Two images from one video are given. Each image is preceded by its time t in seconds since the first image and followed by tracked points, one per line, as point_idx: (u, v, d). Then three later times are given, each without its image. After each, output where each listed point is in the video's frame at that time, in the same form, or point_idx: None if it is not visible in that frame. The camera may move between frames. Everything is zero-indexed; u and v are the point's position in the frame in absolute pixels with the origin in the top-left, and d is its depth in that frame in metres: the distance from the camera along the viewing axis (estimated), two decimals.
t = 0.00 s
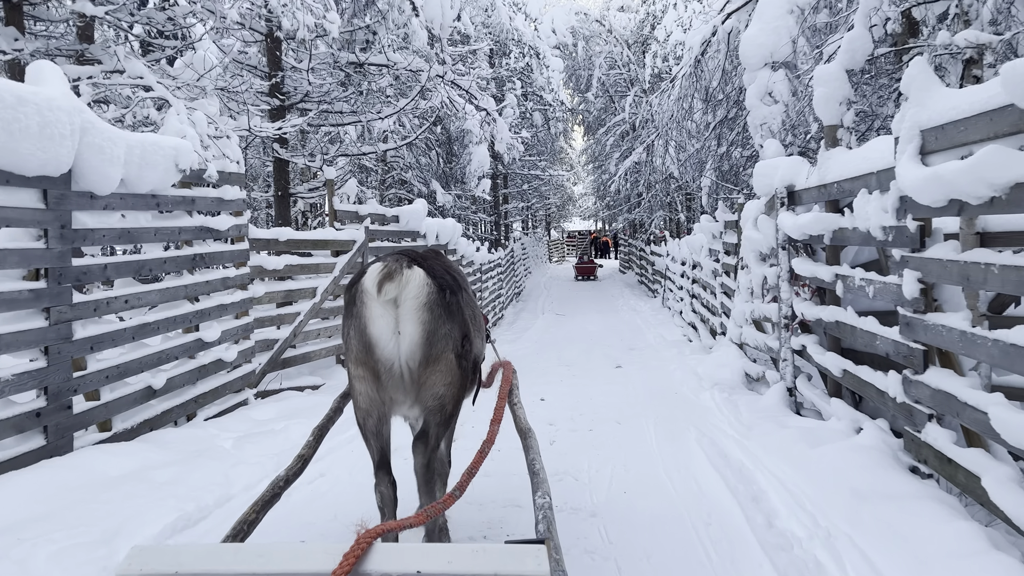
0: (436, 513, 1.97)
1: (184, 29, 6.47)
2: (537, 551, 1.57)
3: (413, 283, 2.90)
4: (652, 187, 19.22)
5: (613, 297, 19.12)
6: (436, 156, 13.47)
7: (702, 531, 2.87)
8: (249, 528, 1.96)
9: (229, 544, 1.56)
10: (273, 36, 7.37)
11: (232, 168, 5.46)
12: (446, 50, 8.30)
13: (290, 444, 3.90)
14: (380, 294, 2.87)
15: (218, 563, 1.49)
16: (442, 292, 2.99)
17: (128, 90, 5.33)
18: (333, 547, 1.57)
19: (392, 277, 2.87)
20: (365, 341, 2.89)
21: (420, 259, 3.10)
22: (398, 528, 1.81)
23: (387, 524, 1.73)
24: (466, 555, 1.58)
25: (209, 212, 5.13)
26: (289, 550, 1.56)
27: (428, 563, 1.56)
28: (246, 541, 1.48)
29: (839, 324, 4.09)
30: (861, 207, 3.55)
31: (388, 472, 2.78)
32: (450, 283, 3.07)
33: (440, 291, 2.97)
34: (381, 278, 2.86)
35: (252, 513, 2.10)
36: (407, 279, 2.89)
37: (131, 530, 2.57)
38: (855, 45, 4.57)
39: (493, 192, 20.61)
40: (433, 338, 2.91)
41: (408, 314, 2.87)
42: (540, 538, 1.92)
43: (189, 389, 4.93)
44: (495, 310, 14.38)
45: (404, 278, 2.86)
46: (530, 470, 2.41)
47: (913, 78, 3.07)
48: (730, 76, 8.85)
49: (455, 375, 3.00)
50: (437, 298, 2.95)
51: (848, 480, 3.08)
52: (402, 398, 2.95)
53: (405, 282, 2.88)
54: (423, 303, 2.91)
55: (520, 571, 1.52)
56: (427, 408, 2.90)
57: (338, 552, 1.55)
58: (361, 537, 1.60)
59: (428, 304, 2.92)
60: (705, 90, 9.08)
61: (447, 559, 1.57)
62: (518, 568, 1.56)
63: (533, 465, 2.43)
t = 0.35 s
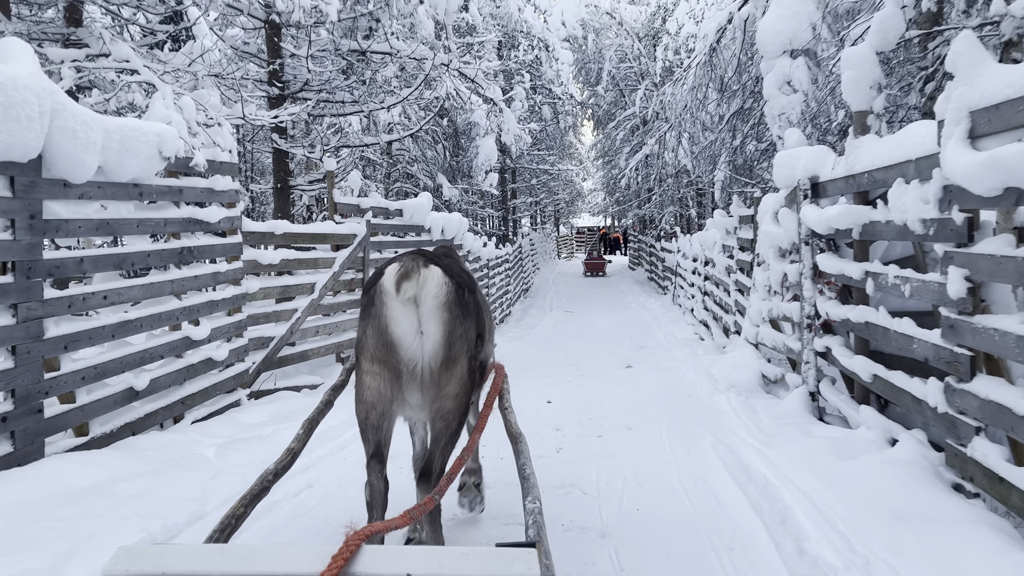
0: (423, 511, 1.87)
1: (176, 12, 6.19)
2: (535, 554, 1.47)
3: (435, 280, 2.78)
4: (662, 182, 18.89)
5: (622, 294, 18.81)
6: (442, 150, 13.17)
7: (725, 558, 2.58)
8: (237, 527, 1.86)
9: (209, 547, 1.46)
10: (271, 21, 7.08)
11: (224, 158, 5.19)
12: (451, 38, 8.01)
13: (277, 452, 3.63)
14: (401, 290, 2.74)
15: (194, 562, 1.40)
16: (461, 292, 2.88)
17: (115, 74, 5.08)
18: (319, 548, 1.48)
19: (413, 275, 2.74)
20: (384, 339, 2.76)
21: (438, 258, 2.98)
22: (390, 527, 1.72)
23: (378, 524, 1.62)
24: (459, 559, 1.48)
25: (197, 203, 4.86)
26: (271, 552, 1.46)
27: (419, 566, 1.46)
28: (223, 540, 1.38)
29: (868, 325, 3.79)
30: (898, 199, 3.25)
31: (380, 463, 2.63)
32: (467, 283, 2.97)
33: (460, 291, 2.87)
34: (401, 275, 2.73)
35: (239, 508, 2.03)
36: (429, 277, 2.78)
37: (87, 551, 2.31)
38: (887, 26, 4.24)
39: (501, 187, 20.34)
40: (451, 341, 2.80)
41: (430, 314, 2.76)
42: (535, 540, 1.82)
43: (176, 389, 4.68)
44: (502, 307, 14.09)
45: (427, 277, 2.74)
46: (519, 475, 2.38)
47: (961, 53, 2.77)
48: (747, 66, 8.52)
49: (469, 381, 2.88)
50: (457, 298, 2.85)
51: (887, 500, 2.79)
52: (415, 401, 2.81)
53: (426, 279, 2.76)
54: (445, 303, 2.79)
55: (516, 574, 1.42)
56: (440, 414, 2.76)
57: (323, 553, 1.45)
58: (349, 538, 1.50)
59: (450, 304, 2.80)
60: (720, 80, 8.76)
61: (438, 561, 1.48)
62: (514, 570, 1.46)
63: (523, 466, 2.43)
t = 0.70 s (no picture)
0: (452, 510, 1.87)
1: None
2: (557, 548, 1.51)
3: (425, 271, 2.88)
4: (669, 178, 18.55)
5: (628, 291, 18.50)
6: (443, 144, 12.89)
7: None
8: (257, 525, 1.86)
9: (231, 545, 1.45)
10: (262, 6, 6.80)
11: (207, 147, 4.91)
12: (451, 25, 7.74)
13: (254, 464, 3.36)
14: (390, 283, 2.87)
15: (213, 561, 1.39)
16: (456, 282, 2.92)
17: (93, 58, 4.80)
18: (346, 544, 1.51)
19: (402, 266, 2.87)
20: (380, 331, 2.88)
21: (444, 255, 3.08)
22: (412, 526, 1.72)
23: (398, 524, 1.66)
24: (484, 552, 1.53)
25: (177, 195, 4.58)
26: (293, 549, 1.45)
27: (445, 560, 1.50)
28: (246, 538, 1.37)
29: (895, 328, 3.51)
30: (933, 188, 2.95)
31: (392, 446, 2.77)
32: (468, 276, 3.00)
33: (453, 280, 2.91)
34: (389, 267, 2.88)
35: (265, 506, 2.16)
36: (418, 268, 2.88)
37: None
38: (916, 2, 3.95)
39: (504, 182, 20.03)
40: (443, 329, 2.82)
41: (418, 303, 2.82)
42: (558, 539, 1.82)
43: (154, 392, 4.41)
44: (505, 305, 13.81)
45: (414, 267, 2.86)
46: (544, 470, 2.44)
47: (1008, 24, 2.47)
48: (757, 55, 8.22)
49: (469, 372, 2.84)
50: (450, 287, 2.88)
51: (926, 525, 2.50)
52: (414, 392, 2.86)
53: (415, 270, 2.87)
54: (435, 292, 2.85)
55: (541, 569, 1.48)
56: (434, 400, 2.73)
57: (346, 552, 1.44)
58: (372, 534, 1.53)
59: (440, 292, 2.85)
60: (730, 70, 8.45)
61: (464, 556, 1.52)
62: (538, 570, 1.47)
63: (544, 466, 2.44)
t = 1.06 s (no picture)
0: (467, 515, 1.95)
1: None
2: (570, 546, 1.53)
3: (424, 275, 2.74)
4: (673, 171, 18.23)
5: (631, 287, 18.18)
6: (441, 136, 12.56)
7: None
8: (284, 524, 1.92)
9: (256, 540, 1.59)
10: None
11: (182, 135, 4.60)
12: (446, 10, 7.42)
13: (221, 481, 3.06)
14: (388, 285, 2.75)
15: (242, 557, 1.51)
16: (456, 287, 2.76)
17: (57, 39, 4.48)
18: (362, 543, 1.59)
19: (403, 269, 2.76)
20: (375, 335, 2.73)
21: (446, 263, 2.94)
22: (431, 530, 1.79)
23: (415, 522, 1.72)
24: (496, 553, 1.55)
25: (148, 186, 4.27)
26: (311, 545, 1.58)
27: (459, 559, 1.55)
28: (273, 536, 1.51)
29: (926, 329, 3.19)
30: (974, 175, 2.64)
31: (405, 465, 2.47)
32: (469, 282, 2.84)
33: (453, 285, 2.75)
34: (389, 272, 2.76)
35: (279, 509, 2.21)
36: (418, 272, 2.75)
37: None
38: None
39: (504, 176, 19.70)
40: (439, 332, 2.63)
41: (415, 306, 2.67)
42: (572, 536, 1.85)
43: (123, 397, 4.10)
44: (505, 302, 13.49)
45: (414, 270, 2.73)
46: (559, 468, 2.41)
47: None
48: (766, 41, 7.89)
49: (466, 376, 2.64)
50: (449, 292, 2.73)
51: (970, 556, 2.18)
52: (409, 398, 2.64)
53: (416, 274, 2.74)
54: (432, 296, 2.69)
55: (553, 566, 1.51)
56: (428, 402, 2.53)
57: (368, 548, 1.55)
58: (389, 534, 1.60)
59: (438, 297, 2.69)
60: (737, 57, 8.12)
61: (477, 555, 1.56)
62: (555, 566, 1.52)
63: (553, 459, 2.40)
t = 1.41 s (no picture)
0: (458, 516, 1.99)
1: None
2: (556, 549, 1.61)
3: (432, 277, 2.59)
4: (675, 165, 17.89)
5: (632, 282, 17.87)
6: (437, 128, 12.22)
7: None
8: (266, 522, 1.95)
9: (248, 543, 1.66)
10: None
11: (151, 122, 4.26)
12: None
13: (178, 504, 2.74)
14: (397, 291, 2.56)
15: (231, 558, 1.59)
16: (461, 285, 2.70)
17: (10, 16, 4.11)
18: (354, 544, 1.66)
19: (409, 272, 2.56)
20: (384, 337, 2.65)
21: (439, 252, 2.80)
22: (421, 529, 1.88)
23: (408, 523, 1.80)
24: (484, 554, 1.64)
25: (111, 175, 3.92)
26: (301, 547, 1.65)
27: (447, 561, 1.63)
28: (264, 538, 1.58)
29: (965, 331, 2.86)
30: None
31: (388, 468, 2.61)
32: (468, 274, 2.78)
33: (459, 284, 2.69)
34: (397, 275, 2.55)
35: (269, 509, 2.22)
36: (426, 274, 2.59)
37: None
38: None
39: (504, 170, 19.35)
40: (455, 337, 2.66)
41: (429, 312, 2.60)
42: (563, 537, 1.91)
43: (84, 405, 3.78)
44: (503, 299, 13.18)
45: (424, 274, 2.56)
46: (547, 466, 2.43)
47: None
48: (775, 27, 7.54)
49: (480, 372, 2.76)
50: (457, 292, 2.67)
51: None
52: (423, 396, 2.72)
53: (424, 277, 2.58)
54: (443, 300, 2.61)
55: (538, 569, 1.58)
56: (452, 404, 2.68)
57: (357, 549, 1.64)
58: (378, 535, 1.68)
59: (449, 300, 2.63)
60: (744, 43, 7.76)
61: (466, 557, 1.64)
62: (542, 568, 1.60)
63: (548, 466, 2.45)
